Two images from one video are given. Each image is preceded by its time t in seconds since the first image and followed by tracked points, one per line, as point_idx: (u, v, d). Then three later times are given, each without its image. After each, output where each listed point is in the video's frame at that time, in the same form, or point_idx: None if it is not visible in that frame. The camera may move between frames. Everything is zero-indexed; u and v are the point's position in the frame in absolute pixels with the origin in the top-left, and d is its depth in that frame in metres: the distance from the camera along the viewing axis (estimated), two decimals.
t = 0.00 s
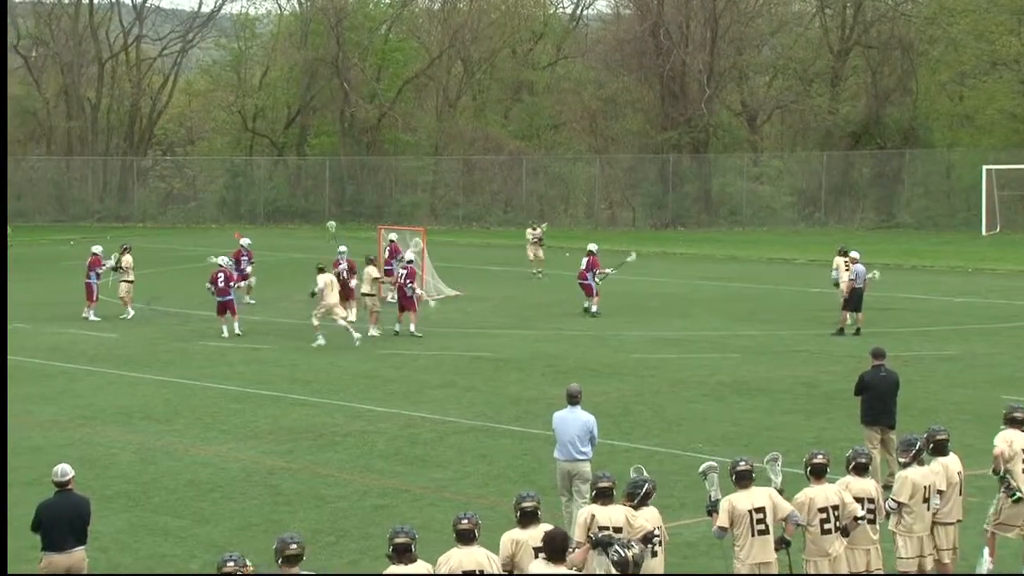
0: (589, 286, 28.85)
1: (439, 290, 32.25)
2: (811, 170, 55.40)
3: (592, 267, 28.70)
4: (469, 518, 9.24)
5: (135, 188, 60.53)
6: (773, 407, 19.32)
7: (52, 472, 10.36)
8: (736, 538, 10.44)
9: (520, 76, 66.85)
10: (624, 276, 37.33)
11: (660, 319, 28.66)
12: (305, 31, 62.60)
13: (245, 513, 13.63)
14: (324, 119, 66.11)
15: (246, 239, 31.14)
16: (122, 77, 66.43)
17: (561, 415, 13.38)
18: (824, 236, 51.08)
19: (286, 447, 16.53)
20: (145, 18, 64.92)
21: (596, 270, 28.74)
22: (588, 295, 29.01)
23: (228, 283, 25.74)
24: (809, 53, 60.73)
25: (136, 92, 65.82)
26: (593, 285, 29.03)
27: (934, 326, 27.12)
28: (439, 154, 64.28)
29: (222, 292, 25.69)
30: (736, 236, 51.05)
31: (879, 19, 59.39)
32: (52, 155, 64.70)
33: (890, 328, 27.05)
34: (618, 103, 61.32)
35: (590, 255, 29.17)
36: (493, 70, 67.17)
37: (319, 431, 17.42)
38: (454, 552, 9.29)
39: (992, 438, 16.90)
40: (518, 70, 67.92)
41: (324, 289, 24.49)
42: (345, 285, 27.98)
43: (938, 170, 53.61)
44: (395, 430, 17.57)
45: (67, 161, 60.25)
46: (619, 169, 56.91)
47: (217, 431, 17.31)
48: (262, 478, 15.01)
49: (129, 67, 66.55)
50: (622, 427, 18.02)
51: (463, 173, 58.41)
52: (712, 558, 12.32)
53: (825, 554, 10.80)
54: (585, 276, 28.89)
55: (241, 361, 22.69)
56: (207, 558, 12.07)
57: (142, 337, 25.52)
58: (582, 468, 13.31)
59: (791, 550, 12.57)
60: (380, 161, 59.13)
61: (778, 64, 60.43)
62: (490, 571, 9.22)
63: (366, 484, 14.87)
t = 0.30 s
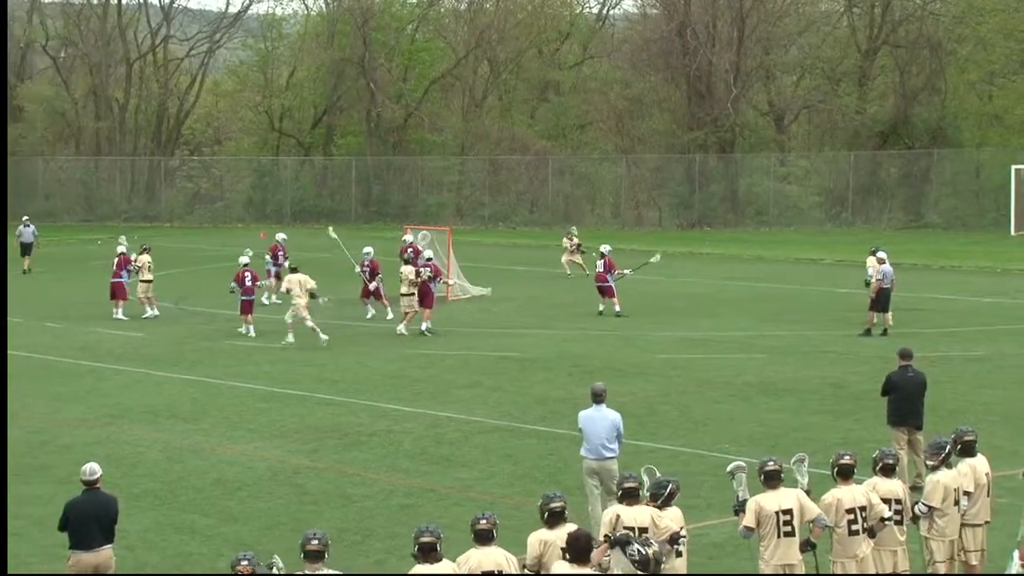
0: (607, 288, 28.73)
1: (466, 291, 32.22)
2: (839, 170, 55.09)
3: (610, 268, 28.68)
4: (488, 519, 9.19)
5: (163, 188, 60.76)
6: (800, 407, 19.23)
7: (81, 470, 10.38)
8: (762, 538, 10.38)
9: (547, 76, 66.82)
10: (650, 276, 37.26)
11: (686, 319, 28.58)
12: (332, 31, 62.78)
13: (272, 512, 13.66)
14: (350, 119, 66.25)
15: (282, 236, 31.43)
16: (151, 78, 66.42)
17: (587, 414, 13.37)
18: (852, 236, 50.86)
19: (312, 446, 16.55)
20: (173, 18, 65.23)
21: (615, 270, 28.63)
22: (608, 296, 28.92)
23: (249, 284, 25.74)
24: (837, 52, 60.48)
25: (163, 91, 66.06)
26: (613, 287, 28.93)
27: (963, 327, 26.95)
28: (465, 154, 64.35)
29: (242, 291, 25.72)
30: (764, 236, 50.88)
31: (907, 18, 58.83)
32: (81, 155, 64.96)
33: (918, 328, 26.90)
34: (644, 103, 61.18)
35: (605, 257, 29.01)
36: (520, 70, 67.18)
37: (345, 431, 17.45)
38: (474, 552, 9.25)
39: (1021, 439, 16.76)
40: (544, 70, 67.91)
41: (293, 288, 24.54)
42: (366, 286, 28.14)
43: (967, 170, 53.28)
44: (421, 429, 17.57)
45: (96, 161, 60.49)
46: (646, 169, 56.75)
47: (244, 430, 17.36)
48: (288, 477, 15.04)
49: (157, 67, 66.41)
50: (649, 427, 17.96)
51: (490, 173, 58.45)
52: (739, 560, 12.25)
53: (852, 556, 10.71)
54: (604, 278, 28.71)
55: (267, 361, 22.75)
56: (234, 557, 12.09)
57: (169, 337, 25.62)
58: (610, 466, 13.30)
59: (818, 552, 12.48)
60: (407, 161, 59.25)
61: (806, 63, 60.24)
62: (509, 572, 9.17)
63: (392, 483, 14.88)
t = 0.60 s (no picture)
0: (620, 283, 28.77)
1: (493, 290, 32.20)
2: (868, 170, 54.75)
3: (624, 262, 28.79)
4: (509, 519, 9.16)
5: (192, 188, 61.03)
6: (829, 408, 19.10)
7: (110, 469, 10.42)
8: (795, 539, 10.29)
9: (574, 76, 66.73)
10: (677, 276, 37.14)
11: (714, 319, 28.47)
12: (360, 31, 62.94)
13: (300, 511, 13.67)
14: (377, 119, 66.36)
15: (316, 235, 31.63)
16: (180, 78, 66.74)
17: (621, 413, 13.36)
18: (880, 236, 50.55)
19: (340, 446, 16.56)
20: (201, 18, 65.79)
21: (627, 263, 28.75)
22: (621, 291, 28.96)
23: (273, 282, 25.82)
24: (866, 51, 60.23)
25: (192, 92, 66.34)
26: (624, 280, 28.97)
27: (993, 327, 26.73)
28: (493, 154, 64.29)
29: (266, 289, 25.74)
30: (793, 236, 50.65)
31: (937, 17, 58.42)
32: (110, 155, 65.23)
33: (947, 328, 26.71)
34: (672, 103, 60.99)
35: (619, 250, 29.20)
36: (547, 70, 67.16)
37: (372, 430, 17.45)
38: (495, 553, 9.20)
39: None
40: (571, 70, 67.87)
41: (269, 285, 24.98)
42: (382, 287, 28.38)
43: (997, 170, 52.86)
44: (448, 429, 17.55)
45: (125, 161, 60.84)
46: (674, 169, 56.57)
47: (272, 430, 17.39)
48: (316, 476, 15.06)
49: (186, 67, 66.67)
50: (677, 427, 17.88)
51: (517, 173, 58.42)
52: (768, 560, 12.16)
53: (882, 557, 10.61)
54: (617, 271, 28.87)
55: (295, 360, 22.80)
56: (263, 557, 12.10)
57: (198, 336, 25.70)
58: (644, 464, 13.30)
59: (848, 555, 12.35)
60: (434, 160, 59.32)
61: (834, 63, 60.17)
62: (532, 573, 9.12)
63: (420, 482, 14.87)
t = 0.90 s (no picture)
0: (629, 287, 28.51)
1: (517, 290, 32.21)
2: (893, 169, 54.41)
3: (631, 267, 28.53)
4: (531, 521, 9.14)
5: (217, 188, 61.34)
6: (854, 409, 19.00)
7: (136, 468, 10.47)
8: (827, 539, 10.23)
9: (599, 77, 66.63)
10: (701, 276, 37.07)
11: (738, 320, 28.38)
12: (385, 31, 63.06)
13: (324, 511, 13.70)
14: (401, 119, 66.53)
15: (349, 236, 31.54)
16: (205, 79, 67.11)
17: (661, 413, 13.33)
18: (906, 236, 50.30)
19: (364, 446, 16.58)
20: (227, 18, 65.77)
21: (635, 270, 28.49)
22: (631, 296, 28.83)
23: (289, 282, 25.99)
24: (892, 51, 59.72)
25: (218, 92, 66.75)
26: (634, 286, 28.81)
27: (1020, 328, 26.54)
28: (517, 154, 64.38)
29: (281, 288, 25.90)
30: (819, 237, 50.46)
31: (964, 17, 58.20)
32: (136, 155, 65.69)
33: (974, 329, 26.54)
34: (697, 103, 60.92)
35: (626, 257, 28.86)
36: (572, 70, 67.09)
37: (397, 430, 17.46)
38: (514, 554, 9.18)
39: None
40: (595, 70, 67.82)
41: (234, 283, 25.27)
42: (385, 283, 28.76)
43: None
44: (472, 429, 17.55)
45: (150, 161, 61.17)
46: (698, 169, 56.42)
47: (297, 429, 17.43)
48: (340, 476, 15.08)
49: (212, 67, 66.96)
50: (701, 428, 17.83)
51: (541, 173, 58.42)
52: (792, 561, 12.10)
53: (908, 559, 10.52)
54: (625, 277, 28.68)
55: (320, 360, 22.86)
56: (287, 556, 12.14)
57: (223, 336, 25.79)
58: (683, 464, 13.27)
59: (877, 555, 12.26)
60: (459, 160, 59.37)
61: (860, 63, 59.80)
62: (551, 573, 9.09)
63: (444, 482, 14.87)
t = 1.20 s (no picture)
0: (643, 279, 28.92)
1: (553, 290, 32.13)
2: (932, 169, 53.94)
3: (646, 259, 29.05)
4: (563, 520, 9.10)
5: (255, 188, 61.63)
6: (892, 410, 18.82)
7: (174, 466, 10.52)
8: (869, 541, 10.13)
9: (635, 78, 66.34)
10: (737, 276, 36.88)
11: (776, 320, 28.18)
12: (421, 31, 63.13)
13: (360, 510, 13.73)
14: (437, 119, 66.65)
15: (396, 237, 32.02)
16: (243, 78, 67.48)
17: (714, 409, 13.87)
18: (946, 236, 49.86)
19: (400, 445, 16.60)
20: (265, 19, 65.85)
21: (650, 261, 28.93)
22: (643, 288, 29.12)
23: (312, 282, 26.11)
24: (932, 50, 59.28)
25: (255, 92, 67.14)
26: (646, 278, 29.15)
27: None
28: (552, 154, 64.37)
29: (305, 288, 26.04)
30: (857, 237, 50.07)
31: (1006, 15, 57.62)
32: (174, 155, 66.29)
33: (1013, 330, 26.25)
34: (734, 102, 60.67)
35: (641, 249, 29.30)
36: (608, 70, 66.98)
37: (432, 430, 17.47)
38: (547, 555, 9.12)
39: None
40: (631, 69, 67.64)
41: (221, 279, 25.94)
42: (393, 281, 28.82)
43: None
44: (508, 429, 17.53)
45: (188, 161, 61.52)
46: (735, 169, 56.39)
47: (334, 429, 17.48)
48: (376, 475, 15.11)
49: (250, 68, 67.27)
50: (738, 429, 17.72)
51: (577, 173, 58.31)
52: (830, 563, 11.99)
53: (948, 562, 10.40)
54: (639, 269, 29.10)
55: (355, 359, 22.90)
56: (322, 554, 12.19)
57: (260, 335, 25.89)
58: (734, 460, 13.81)
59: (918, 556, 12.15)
60: (494, 160, 59.34)
61: (899, 62, 59.41)
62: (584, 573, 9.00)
63: (480, 482, 14.86)
